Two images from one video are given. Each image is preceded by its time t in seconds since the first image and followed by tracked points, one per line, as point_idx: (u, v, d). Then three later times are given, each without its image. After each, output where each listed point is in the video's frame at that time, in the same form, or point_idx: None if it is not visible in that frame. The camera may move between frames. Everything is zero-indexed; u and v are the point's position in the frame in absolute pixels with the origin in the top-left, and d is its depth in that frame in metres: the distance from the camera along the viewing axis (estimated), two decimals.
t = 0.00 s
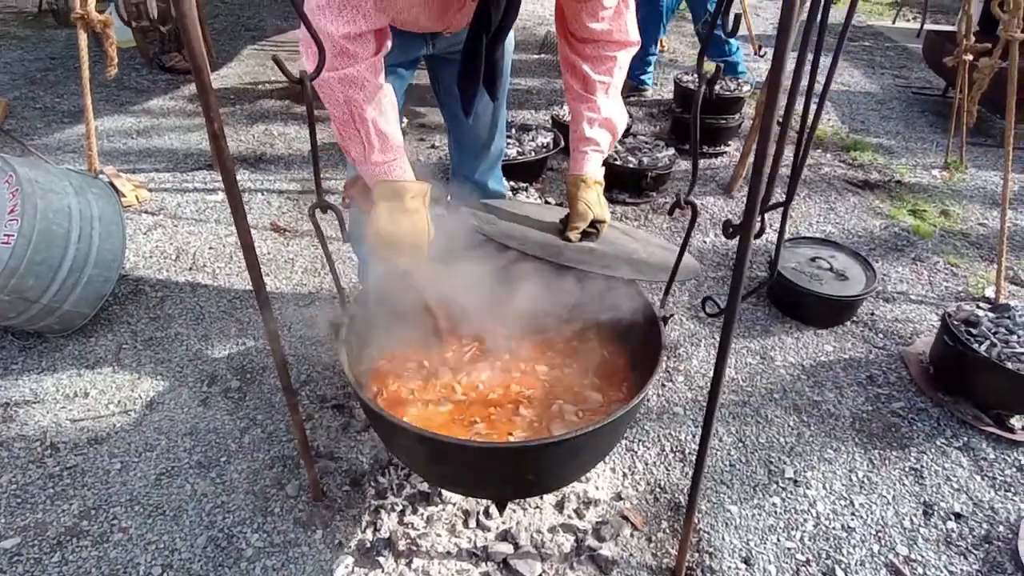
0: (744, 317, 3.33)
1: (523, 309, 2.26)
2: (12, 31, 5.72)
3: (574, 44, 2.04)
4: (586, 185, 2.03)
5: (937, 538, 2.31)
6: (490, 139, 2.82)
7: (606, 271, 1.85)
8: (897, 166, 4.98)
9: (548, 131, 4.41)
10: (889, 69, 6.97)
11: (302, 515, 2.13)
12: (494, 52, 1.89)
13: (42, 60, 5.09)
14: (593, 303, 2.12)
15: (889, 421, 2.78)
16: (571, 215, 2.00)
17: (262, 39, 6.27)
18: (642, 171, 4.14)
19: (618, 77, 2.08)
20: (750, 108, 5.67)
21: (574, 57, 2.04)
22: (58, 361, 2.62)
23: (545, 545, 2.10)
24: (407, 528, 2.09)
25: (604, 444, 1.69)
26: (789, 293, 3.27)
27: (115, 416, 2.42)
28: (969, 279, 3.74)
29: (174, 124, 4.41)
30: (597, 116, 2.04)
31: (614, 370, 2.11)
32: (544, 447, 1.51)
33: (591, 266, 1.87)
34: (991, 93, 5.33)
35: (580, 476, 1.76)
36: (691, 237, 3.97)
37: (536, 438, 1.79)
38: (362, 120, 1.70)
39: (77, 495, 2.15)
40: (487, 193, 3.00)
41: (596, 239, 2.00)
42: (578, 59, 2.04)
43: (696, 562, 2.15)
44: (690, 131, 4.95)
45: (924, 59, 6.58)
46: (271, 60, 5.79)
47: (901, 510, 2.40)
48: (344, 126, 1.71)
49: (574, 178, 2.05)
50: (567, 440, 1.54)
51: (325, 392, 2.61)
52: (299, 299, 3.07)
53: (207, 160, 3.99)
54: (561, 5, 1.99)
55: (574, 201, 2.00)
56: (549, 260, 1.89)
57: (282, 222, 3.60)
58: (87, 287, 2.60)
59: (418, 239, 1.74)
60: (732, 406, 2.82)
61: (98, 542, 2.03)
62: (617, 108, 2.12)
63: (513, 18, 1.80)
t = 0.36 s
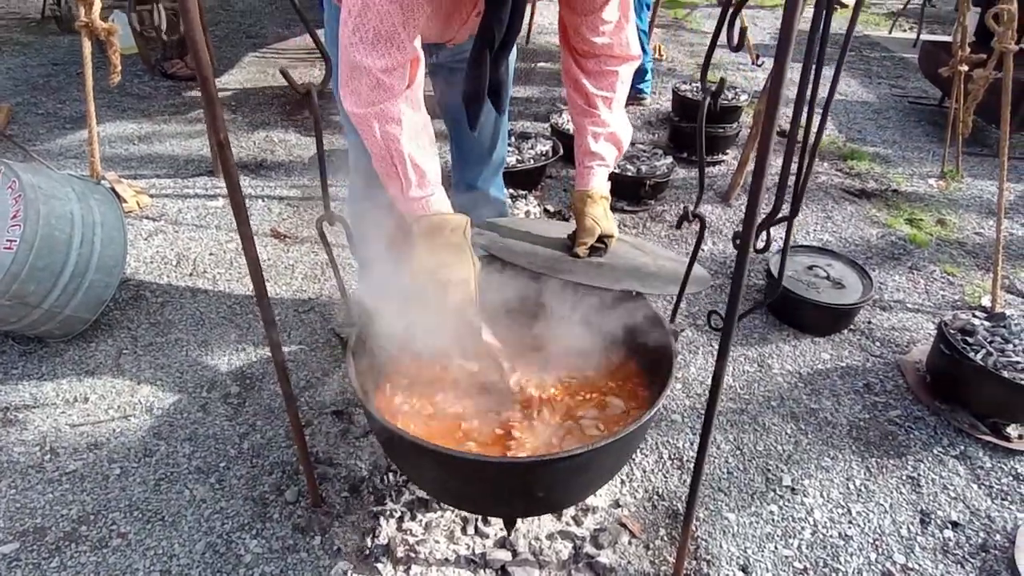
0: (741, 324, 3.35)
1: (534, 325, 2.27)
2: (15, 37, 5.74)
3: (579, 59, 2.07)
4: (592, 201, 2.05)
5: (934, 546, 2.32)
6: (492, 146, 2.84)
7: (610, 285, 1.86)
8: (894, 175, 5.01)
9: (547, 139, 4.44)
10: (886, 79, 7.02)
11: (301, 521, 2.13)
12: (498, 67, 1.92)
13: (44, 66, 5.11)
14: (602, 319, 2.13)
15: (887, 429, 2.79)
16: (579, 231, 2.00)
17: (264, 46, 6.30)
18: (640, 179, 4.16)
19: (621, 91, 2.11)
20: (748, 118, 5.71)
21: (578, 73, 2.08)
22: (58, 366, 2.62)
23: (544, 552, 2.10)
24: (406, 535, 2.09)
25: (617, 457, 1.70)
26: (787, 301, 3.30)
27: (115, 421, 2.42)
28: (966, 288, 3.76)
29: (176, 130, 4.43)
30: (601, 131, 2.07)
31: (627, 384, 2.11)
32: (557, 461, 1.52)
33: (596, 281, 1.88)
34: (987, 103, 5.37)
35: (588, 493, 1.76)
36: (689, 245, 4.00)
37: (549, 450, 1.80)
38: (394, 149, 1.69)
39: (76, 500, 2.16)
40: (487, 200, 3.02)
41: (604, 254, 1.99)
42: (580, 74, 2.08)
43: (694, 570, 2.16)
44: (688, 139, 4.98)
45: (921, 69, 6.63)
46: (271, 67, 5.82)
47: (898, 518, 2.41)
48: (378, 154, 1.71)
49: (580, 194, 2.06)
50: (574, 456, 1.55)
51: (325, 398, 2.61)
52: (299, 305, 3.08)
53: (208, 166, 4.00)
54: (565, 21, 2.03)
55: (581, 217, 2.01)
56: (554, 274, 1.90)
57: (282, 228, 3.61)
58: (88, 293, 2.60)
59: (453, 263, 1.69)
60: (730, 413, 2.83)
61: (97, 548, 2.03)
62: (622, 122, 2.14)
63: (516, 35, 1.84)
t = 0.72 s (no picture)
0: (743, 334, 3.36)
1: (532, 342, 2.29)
2: (21, 42, 5.77)
3: (580, 70, 2.09)
4: (592, 209, 2.04)
5: (935, 557, 2.31)
6: (497, 156, 2.85)
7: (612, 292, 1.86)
8: (894, 185, 5.03)
9: (549, 147, 4.45)
10: (887, 89, 7.05)
11: (303, 527, 2.13)
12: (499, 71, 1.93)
13: (49, 71, 5.13)
14: (602, 338, 2.16)
15: (887, 439, 2.79)
16: (578, 238, 2.01)
17: (268, 53, 6.33)
18: (642, 188, 4.18)
19: (622, 103, 2.13)
20: (749, 128, 5.74)
21: (580, 83, 2.10)
22: (61, 371, 2.62)
23: (545, 560, 2.10)
24: (408, 542, 2.09)
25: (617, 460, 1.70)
26: (787, 310, 3.30)
27: (118, 426, 2.42)
28: (966, 299, 3.77)
29: (180, 136, 4.45)
30: (602, 139, 2.08)
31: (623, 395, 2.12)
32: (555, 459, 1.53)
33: (598, 288, 1.88)
34: (987, 114, 5.40)
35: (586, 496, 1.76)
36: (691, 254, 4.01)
37: (546, 454, 1.79)
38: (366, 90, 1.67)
39: (79, 505, 2.15)
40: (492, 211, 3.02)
41: (603, 262, 2.01)
42: (582, 84, 2.10)
43: None
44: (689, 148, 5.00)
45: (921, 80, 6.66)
46: (276, 73, 5.84)
47: (899, 529, 2.40)
48: (348, 87, 1.69)
49: (579, 203, 2.05)
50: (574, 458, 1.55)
51: (327, 404, 2.61)
52: (302, 311, 3.08)
53: (213, 172, 4.01)
54: (568, 33, 2.06)
55: (581, 225, 2.00)
56: (556, 281, 1.90)
57: (285, 234, 3.62)
58: (92, 297, 2.60)
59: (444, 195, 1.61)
60: (731, 422, 2.83)
61: (99, 553, 2.02)
62: (622, 133, 2.15)
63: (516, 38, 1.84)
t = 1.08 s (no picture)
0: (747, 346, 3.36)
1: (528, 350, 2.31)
2: (33, 53, 5.83)
3: (583, 79, 2.11)
4: (589, 214, 2.07)
5: (942, 573, 2.30)
6: (504, 169, 2.88)
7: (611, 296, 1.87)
8: (898, 199, 5.04)
9: (554, 160, 4.48)
10: (890, 104, 7.08)
11: (309, 537, 2.13)
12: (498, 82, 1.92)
13: (61, 82, 5.19)
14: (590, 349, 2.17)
15: (893, 453, 2.79)
16: (574, 242, 2.03)
17: (276, 65, 6.39)
18: (647, 201, 4.20)
19: (624, 112, 2.14)
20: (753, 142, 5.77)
21: (583, 92, 2.12)
22: (70, 379, 2.64)
23: (551, 572, 2.10)
24: (413, 553, 2.10)
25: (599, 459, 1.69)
26: (792, 323, 3.30)
27: (126, 434, 2.43)
28: (971, 313, 3.77)
29: (189, 146, 4.49)
30: (601, 146, 2.10)
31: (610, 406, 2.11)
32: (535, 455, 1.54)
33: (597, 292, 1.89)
34: (990, 130, 5.42)
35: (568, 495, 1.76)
36: (695, 266, 4.02)
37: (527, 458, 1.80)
38: (403, 119, 1.54)
39: (87, 513, 2.16)
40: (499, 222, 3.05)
41: (597, 267, 2.02)
42: (584, 94, 2.13)
43: None
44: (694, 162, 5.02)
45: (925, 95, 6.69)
46: (284, 86, 5.90)
47: (906, 544, 2.39)
48: (379, 113, 1.52)
49: (577, 207, 2.09)
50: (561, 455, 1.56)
51: (333, 414, 2.62)
52: (308, 321, 3.10)
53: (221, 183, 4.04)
54: (570, 44, 2.09)
55: (578, 228, 2.03)
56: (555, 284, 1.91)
57: (293, 244, 3.64)
58: (102, 306, 2.61)
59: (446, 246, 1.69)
60: (737, 435, 2.83)
61: (107, 561, 2.03)
62: (622, 141, 2.18)
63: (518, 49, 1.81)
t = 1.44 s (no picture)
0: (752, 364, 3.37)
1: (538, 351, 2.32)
2: (49, 72, 5.94)
3: (588, 103, 2.17)
4: (595, 231, 2.12)
5: None
6: (509, 189, 2.92)
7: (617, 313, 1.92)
8: (902, 217, 5.07)
9: (560, 178, 4.53)
10: (893, 122, 7.13)
11: (315, 553, 2.14)
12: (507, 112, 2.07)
13: (76, 100, 5.28)
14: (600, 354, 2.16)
15: (900, 473, 2.79)
16: (580, 260, 2.08)
17: (286, 84, 6.49)
18: (651, 219, 4.23)
19: (629, 133, 2.19)
20: (756, 160, 5.82)
21: (589, 114, 2.17)
22: (82, 393, 2.67)
23: None
24: (419, 569, 2.11)
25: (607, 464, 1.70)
26: (797, 342, 3.32)
27: (136, 448, 2.46)
28: (976, 331, 3.78)
29: (200, 164, 4.55)
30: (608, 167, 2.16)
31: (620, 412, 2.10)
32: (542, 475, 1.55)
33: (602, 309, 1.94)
34: (993, 149, 5.45)
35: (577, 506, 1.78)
36: (699, 283, 4.04)
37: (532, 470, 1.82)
38: (409, 186, 1.65)
39: (97, 526, 2.18)
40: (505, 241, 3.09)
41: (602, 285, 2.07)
42: (590, 117, 2.18)
43: None
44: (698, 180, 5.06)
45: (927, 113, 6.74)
46: (293, 104, 5.99)
47: (913, 565, 2.39)
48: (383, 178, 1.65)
49: (583, 225, 2.14)
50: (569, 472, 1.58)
51: (340, 429, 2.64)
52: (315, 336, 3.13)
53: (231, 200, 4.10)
54: (575, 69, 2.15)
55: (584, 246, 2.08)
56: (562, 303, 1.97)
57: (301, 261, 3.69)
58: (115, 322, 2.65)
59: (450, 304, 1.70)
60: (742, 453, 2.84)
61: None
62: (628, 161, 2.22)
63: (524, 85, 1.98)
